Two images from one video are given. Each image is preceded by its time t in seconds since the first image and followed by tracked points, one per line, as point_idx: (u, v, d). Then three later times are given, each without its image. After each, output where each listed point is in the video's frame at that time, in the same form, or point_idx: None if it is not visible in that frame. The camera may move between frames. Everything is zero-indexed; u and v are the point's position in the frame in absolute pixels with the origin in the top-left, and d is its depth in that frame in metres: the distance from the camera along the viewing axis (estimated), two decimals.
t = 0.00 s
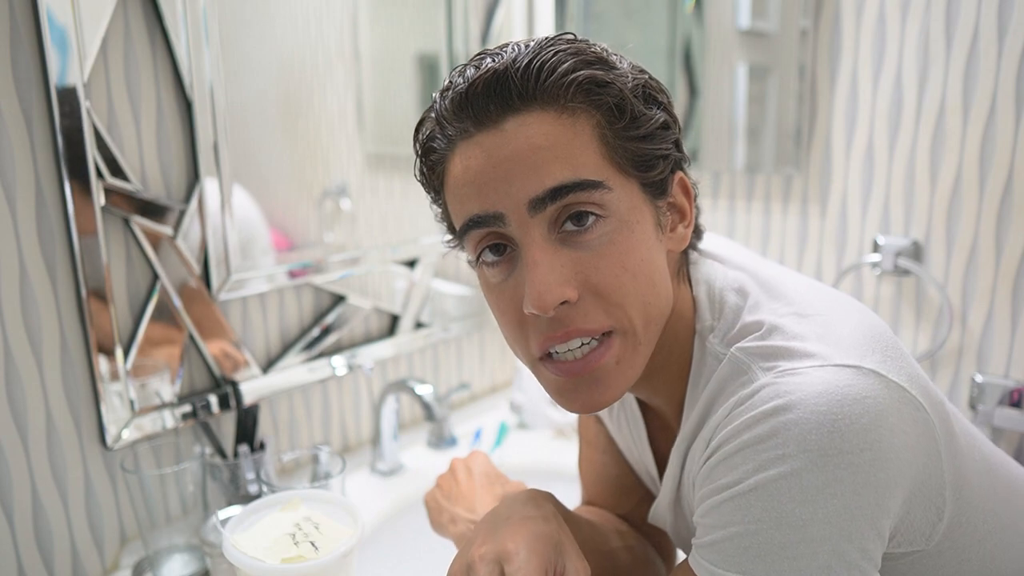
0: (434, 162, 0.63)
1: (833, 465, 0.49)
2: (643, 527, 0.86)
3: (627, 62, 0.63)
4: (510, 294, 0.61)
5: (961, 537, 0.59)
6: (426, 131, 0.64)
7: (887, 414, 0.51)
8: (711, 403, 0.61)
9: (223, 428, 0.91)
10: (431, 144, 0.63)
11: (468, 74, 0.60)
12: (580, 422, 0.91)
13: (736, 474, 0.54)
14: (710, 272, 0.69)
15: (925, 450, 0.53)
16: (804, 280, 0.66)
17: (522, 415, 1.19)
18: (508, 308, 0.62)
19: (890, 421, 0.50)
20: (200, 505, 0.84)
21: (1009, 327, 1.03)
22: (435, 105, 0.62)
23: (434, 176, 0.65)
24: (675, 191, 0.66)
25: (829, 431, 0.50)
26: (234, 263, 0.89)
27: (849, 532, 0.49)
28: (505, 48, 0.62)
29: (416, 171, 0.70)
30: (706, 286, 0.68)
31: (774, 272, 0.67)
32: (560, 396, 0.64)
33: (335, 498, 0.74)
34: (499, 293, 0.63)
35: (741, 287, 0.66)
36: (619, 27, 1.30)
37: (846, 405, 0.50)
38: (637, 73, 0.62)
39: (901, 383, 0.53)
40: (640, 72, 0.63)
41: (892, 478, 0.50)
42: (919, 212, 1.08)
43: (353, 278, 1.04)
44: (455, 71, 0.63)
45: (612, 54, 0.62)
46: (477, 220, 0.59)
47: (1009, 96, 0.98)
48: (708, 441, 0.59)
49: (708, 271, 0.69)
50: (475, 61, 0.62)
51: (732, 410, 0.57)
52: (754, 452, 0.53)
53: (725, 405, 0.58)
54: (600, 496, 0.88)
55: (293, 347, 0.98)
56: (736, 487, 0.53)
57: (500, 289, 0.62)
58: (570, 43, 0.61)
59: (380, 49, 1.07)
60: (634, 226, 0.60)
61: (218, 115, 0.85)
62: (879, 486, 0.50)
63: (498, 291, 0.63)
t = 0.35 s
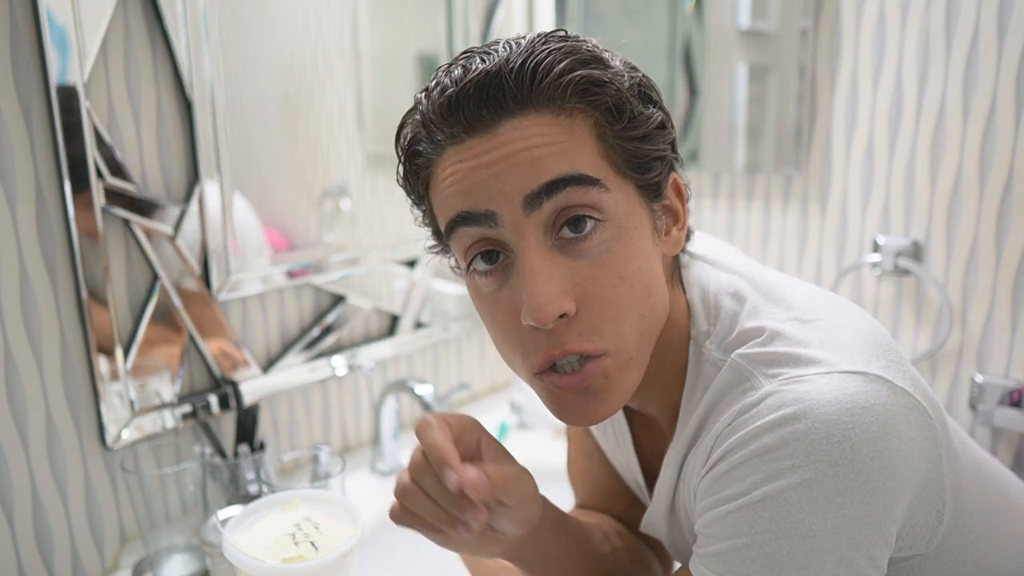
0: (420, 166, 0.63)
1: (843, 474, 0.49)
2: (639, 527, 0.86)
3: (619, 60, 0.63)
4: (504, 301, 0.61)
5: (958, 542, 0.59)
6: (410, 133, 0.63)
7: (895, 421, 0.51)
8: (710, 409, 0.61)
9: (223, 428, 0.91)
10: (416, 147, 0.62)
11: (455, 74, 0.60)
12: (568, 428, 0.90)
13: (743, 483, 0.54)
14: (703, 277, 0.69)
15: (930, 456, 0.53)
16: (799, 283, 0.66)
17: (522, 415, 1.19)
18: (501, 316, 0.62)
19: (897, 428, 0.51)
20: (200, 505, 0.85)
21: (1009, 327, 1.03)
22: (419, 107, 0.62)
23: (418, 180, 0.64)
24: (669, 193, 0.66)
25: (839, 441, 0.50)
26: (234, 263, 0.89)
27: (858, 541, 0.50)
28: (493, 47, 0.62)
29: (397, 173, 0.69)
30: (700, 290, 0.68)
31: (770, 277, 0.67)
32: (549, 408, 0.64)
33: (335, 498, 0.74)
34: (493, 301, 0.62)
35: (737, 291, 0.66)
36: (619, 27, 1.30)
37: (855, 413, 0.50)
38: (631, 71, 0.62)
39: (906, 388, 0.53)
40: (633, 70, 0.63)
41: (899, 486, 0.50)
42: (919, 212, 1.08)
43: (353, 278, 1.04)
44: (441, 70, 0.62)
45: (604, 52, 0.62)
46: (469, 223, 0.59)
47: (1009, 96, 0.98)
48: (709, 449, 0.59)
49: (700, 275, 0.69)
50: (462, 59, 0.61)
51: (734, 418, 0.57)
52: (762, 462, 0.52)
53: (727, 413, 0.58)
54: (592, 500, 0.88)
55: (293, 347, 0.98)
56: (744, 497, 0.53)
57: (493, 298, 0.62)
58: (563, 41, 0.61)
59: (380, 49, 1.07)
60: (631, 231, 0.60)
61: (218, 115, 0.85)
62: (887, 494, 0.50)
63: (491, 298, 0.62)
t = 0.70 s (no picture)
0: (413, 178, 0.62)
1: (846, 473, 0.50)
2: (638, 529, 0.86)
3: (613, 64, 0.63)
4: (504, 311, 0.61)
5: (957, 538, 0.59)
6: (402, 144, 0.63)
7: (897, 420, 0.51)
8: (711, 408, 0.60)
9: (223, 428, 0.91)
10: (409, 159, 0.62)
11: (448, 86, 0.59)
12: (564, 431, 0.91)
13: (746, 484, 0.54)
14: (698, 276, 0.69)
15: (931, 453, 0.54)
16: (795, 282, 0.66)
17: (522, 415, 1.19)
18: (501, 326, 0.62)
19: (899, 427, 0.51)
20: (200, 505, 0.85)
21: (1009, 327, 1.03)
22: (411, 117, 0.61)
23: (412, 193, 0.64)
24: (666, 195, 0.66)
25: (841, 438, 0.50)
26: (234, 263, 0.89)
27: (862, 539, 0.50)
28: (485, 56, 0.61)
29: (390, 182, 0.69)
30: (698, 291, 0.67)
31: (768, 277, 0.67)
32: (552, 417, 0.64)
33: (335, 498, 0.74)
34: (491, 311, 0.62)
35: (735, 292, 0.65)
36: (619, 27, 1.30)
37: (858, 411, 0.50)
38: (625, 75, 0.62)
39: (907, 386, 0.53)
40: (628, 73, 0.63)
41: (902, 483, 0.51)
42: (919, 212, 1.08)
43: (353, 278, 1.04)
44: (433, 81, 0.62)
45: (597, 57, 0.62)
46: (466, 237, 0.59)
47: (1008, 96, 0.98)
48: (710, 449, 0.59)
49: (698, 276, 0.69)
50: (455, 70, 0.61)
51: (736, 418, 0.56)
52: (765, 462, 0.53)
53: (728, 412, 0.58)
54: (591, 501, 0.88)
55: (293, 347, 0.98)
56: (747, 498, 0.53)
57: (492, 309, 0.62)
58: (556, 48, 0.60)
59: (380, 49, 1.07)
60: (629, 238, 0.60)
61: (219, 116, 0.85)
62: (890, 492, 0.50)
63: (490, 309, 0.62)
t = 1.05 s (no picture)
0: (421, 169, 0.63)
1: (822, 457, 0.49)
2: (640, 527, 0.86)
3: (610, 65, 0.63)
4: (501, 297, 0.61)
5: (948, 532, 0.59)
6: (412, 138, 0.63)
7: (875, 407, 0.51)
8: (702, 398, 0.61)
9: (223, 427, 0.91)
10: (417, 151, 0.62)
11: (452, 82, 0.59)
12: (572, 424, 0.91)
13: (727, 468, 0.53)
14: (695, 270, 0.69)
15: (914, 442, 0.53)
16: (790, 279, 0.66)
17: (522, 415, 1.19)
18: (499, 310, 0.62)
19: (877, 413, 0.51)
20: (200, 505, 0.85)
21: (1009, 327, 1.03)
22: (420, 113, 0.62)
23: (420, 183, 0.65)
24: (661, 190, 0.66)
25: (817, 421, 0.50)
26: (234, 263, 0.89)
27: (842, 524, 0.49)
28: (489, 55, 0.61)
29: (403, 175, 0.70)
30: (693, 285, 0.67)
31: (762, 273, 0.67)
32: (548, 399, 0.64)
33: (335, 498, 0.74)
34: (490, 295, 0.62)
35: (728, 286, 0.65)
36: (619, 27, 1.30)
37: (834, 396, 0.50)
38: (620, 76, 0.62)
39: (889, 376, 0.53)
40: (624, 75, 0.63)
41: (881, 470, 0.50)
42: (919, 212, 1.08)
43: (353, 278, 1.04)
44: (440, 78, 0.62)
45: (595, 58, 0.62)
46: (466, 224, 0.59)
47: (1009, 96, 0.98)
48: (700, 439, 0.59)
49: (696, 271, 0.69)
50: (459, 68, 0.61)
51: (722, 406, 0.57)
52: (744, 446, 0.53)
53: (715, 401, 0.58)
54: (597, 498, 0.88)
55: (293, 347, 0.98)
56: (727, 482, 0.53)
57: (491, 293, 0.62)
58: (555, 48, 0.60)
59: (380, 48, 1.07)
60: (621, 229, 0.60)
61: (218, 115, 0.85)
62: (868, 477, 0.49)
63: (488, 294, 0.62)
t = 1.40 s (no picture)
0: (432, 167, 0.64)
1: (803, 442, 0.49)
2: (640, 527, 0.87)
3: (611, 68, 0.63)
4: (503, 288, 0.61)
5: (945, 530, 0.59)
6: (425, 138, 0.64)
7: (858, 395, 0.51)
8: (696, 391, 0.61)
9: (223, 427, 0.91)
10: (429, 150, 0.63)
11: (461, 85, 0.60)
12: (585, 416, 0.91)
13: (711, 455, 0.53)
14: (697, 266, 0.69)
15: (901, 434, 0.53)
16: (790, 274, 0.66)
17: (522, 415, 1.19)
18: (501, 299, 0.62)
19: (859, 401, 0.51)
20: (200, 505, 0.85)
21: (1009, 327, 1.03)
22: (432, 114, 0.62)
23: (433, 181, 0.65)
24: (661, 188, 0.66)
25: (796, 407, 0.50)
26: (234, 263, 0.89)
27: (825, 511, 0.48)
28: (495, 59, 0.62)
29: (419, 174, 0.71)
30: (695, 280, 0.67)
31: (761, 267, 0.67)
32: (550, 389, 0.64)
33: (335, 498, 0.74)
34: (494, 286, 0.63)
35: (726, 281, 0.65)
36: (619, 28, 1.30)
37: (814, 384, 0.50)
38: (619, 78, 0.62)
39: (874, 368, 0.53)
40: (624, 77, 0.63)
41: (863, 458, 0.50)
42: (919, 212, 1.08)
43: (353, 278, 1.04)
44: (450, 82, 0.62)
45: (595, 62, 0.62)
46: (470, 218, 0.60)
47: (1008, 96, 0.98)
48: (689, 430, 0.59)
49: (698, 266, 0.68)
50: (467, 72, 0.61)
51: (711, 396, 0.57)
52: (727, 433, 0.53)
53: (706, 392, 0.58)
54: (604, 496, 0.89)
55: (293, 347, 0.98)
56: (710, 469, 0.53)
57: (494, 283, 0.62)
58: (557, 52, 0.61)
59: (380, 48, 1.07)
60: (618, 223, 0.60)
61: (218, 115, 0.85)
62: (849, 465, 0.49)
63: (493, 286, 0.63)
